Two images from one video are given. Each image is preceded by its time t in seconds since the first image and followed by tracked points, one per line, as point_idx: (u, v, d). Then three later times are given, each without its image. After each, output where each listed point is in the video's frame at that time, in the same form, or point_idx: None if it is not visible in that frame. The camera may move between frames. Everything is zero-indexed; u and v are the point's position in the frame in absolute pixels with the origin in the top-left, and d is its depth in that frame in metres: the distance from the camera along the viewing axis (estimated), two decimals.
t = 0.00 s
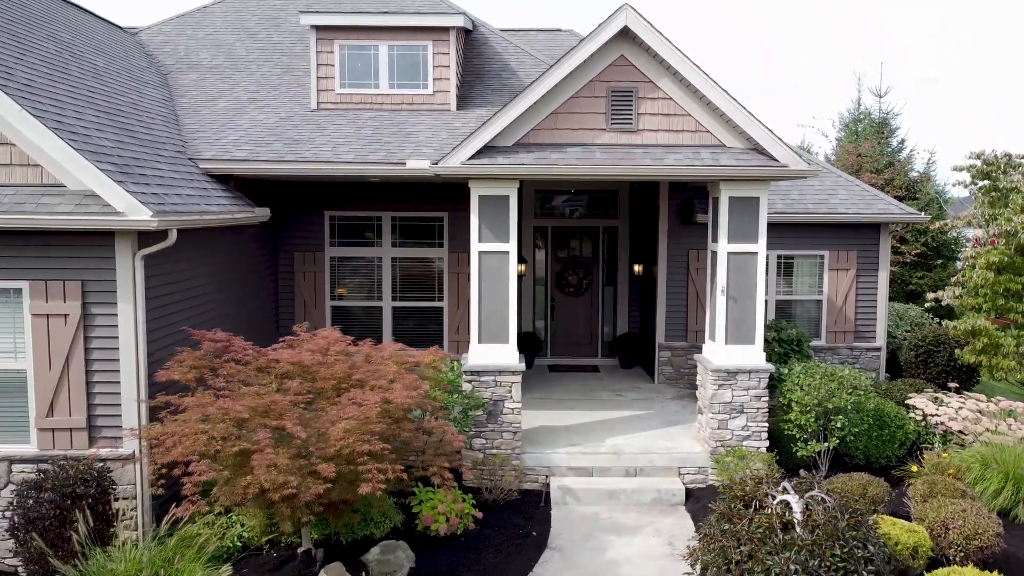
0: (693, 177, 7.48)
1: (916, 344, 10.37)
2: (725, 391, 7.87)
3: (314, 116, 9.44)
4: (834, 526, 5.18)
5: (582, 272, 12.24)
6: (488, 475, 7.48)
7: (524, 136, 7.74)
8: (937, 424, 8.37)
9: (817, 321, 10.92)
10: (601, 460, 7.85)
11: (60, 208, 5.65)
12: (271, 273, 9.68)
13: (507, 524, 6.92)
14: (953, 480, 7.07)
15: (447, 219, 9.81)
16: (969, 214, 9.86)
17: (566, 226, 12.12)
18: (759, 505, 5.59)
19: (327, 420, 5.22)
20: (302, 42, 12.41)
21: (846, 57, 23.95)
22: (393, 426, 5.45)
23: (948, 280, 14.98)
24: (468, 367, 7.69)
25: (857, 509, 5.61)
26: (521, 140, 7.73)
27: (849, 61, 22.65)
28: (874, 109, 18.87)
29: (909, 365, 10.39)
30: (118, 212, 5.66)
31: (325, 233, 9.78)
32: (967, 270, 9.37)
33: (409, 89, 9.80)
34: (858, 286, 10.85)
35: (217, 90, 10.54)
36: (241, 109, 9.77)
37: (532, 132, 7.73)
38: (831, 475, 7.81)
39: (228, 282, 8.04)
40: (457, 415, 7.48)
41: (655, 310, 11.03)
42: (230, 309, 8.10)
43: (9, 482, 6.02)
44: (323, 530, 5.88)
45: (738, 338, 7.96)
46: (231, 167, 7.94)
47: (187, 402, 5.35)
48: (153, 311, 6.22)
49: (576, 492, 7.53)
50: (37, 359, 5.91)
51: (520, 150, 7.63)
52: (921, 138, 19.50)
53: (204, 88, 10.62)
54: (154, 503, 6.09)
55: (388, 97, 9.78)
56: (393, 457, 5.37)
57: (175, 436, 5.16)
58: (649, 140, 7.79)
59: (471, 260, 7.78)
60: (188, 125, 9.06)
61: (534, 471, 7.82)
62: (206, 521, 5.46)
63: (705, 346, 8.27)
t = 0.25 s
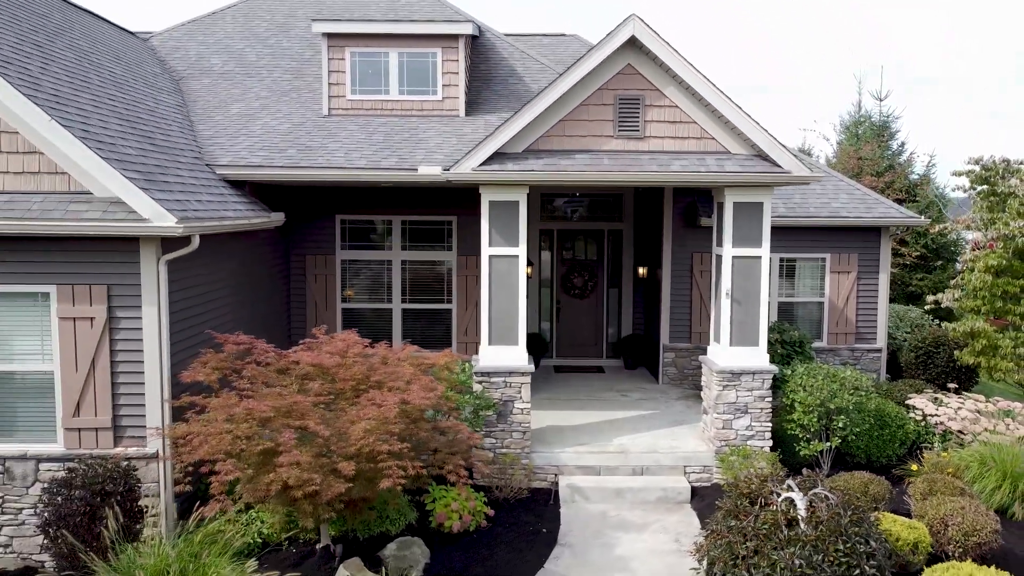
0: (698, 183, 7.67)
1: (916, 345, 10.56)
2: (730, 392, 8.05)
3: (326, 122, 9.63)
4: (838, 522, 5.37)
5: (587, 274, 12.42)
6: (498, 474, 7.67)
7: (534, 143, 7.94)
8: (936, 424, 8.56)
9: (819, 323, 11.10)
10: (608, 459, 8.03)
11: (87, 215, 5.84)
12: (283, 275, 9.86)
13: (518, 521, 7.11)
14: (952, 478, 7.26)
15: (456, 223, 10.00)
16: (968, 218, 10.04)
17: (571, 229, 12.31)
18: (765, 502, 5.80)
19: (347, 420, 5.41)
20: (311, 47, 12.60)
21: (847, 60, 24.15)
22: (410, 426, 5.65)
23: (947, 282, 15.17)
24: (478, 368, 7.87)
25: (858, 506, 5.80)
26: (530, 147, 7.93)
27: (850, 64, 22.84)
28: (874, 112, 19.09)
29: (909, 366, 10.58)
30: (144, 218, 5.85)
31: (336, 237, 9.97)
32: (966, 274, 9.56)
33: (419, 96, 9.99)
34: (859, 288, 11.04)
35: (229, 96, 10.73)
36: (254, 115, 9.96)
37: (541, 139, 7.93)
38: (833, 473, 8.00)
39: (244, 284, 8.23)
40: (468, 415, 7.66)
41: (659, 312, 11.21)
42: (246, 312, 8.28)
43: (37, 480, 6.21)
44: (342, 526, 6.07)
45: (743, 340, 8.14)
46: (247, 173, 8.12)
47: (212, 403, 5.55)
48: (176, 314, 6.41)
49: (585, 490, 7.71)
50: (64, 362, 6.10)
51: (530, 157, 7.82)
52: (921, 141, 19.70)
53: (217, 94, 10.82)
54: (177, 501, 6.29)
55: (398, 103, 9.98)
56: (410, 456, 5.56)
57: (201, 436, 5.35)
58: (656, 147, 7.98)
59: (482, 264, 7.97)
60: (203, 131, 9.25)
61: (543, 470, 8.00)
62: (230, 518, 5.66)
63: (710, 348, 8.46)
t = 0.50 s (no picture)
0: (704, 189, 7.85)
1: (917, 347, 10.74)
2: (735, 393, 8.23)
3: (338, 128, 9.82)
4: (842, 520, 5.55)
5: (593, 276, 12.59)
6: (509, 473, 7.85)
7: (544, 150, 8.12)
8: (937, 425, 8.75)
9: (821, 325, 11.29)
10: (616, 459, 8.22)
11: (115, 222, 6.02)
12: (296, 278, 10.04)
13: (530, 520, 7.29)
14: (952, 478, 7.45)
15: (465, 227, 10.18)
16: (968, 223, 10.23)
17: (577, 232, 12.48)
18: (771, 500, 5.99)
19: (367, 422, 5.59)
20: (320, 53, 12.78)
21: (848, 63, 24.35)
22: (428, 427, 5.83)
23: (947, 284, 15.37)
24: (490, 370, 8.05)
25: (861, 505, 5.98)
26: (540, 153, 8.11)
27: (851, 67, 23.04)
28: (875, 116, 19.34)
29: (910, 367, 10.77)
30: (169, 225, 6.03)
31: (347, 241, 10.15)
32: (966, 277, 9.74)
33: (429, 102, 10.18)
34: (861, 291, 11.22)
35: (242, 102, 10.92)
36: (267, 121, 10.14)
37: (551, 146, 8.12)
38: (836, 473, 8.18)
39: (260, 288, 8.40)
40: (480, 416, 7.85)
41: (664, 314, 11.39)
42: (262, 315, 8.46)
43: (65, 479, 6.40)
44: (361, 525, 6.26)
45: (748, 342, 8.33)
46: (263, 179, 8.31)
47: (237, 405, 5.74)
48: (198, 318, 6.60)
49: (594, 489, 7.90)
50: (90, 365, 6.28)
51: (540, 164, 8.01)
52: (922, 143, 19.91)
53: (229, 100, 10.99)
54: (201, 499, 6.49)
55: (408, 110, 10.16)
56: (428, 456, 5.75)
57: (228, 436, 5.53)
58: (663, 153, 8.17)
59: (493, 268, 8.15)
60: (218, 137, 9.43)
61: (552, 470, 8.18)
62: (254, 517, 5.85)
63: (716, 350, 8.65)
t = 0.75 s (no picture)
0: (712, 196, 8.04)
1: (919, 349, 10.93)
2: (741, 395, 8.42)
3: (351, 135, 10.01)
4: (848, 519, 5.74)
5: (599, 279, 12.78)
6: (521, 474, 8.03)
7: (554, 157, 8.31)
8: (939, 426, 8.93)
9: (825, 327, 11.48)
10: (625, 459, 8.40)
11: (141, 230, 6.20)
12: (309, 282, 10.22)
13: (542, 519, 7.47)
14: (955, 479, 7.62)
15: (475, 232, 10.37)
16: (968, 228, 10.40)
17: (583, 235, 12.65)
18: (779, 500, 6.19)
19: (388, 424, 5.77)
20: (330, 60, 12.97)
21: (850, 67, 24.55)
22: (445, 430, 6.02)
23: (948, 287, 15.56)
24: (502, 373, 8.24)
25: (866, 505, 6.17)
26: (551, 161, 8.30)
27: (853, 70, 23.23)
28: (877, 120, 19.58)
29: (912, 369, 10.97)
30: (195, 234, 6.21)
31: (359, 245, 10.34)
32: (967, 281, 9.92)
33: (439, 109, 10.37)
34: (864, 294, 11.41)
35: (255, 109, 11.11)
36: (280, 128, 10.33)
37: (562, 154, 8.31)
38: (840, 473, 8.37)
39: (276, 293, 8.57)
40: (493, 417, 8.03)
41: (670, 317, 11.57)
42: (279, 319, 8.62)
43: (92, 480, 6.58)
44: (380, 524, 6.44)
45: (753, 345, 8.51)
46: (280, 187, 8.49)
47: (262, 408, 5.92)
48: (223, 322, 6.80)
49: (603, 489, 8.08)
50: (117, 369, 6.46)
51: (551, 171, 8.20)
52: (923, 146, 20.11)
53: (243, 107, 11.18)
54: (224, 499, 6.68)
55: (419, 117, 10.35)
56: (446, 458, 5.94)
57: (255, 438, 5.72)
58: (671, 161, 8.36)
59: (504, 273, 8.34)
60: (233, 144, 9.62)
61: (563, 470, 8.36)
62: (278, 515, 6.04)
63: (722, 353, 8.84)
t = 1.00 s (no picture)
0: (718, 203, 8.24)
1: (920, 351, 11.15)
2: (746, 398, 8.62)
3: (363, 142, 10.21)
4: (851, 518, 5.94)
5: (604, 283, 12.97)
6: (532, 474, 8.23)
7: (564, 165, 8.52)
8: (939, 427, 9.13)
9: (827, 330, 11.68)
10: (633, 460, 8.60)
11: (167, 238, 6.40)
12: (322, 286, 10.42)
13: (552, 518, 7.67)
14: (955, 478, 7.83)
15: (484, 236, 10.57)
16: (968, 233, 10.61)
17: (589, 239, 12.85)
18: (784, 500, 6.39)
19: (407, 426, 5.97)
20: (340, 66, 13.17)
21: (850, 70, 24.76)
22: (462, 431, 6.22)
23: (948, 290, 15.76)
24: (512, 375, 8.44)
25: (869, 504, 6.36)
26: (560, 169, 8.51)
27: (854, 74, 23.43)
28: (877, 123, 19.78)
29: (913, 371, 11.18)
30: (218, 241, 6.41)
31: (371, 250, 10.54)
32: (967, 285, 10.12)
33: (449, 116, 10.57)
34: (866, 298, 11.61)
35: (267, 116, 11.31)
36: (293, 135, 10.53)
37: (571, 162, 8.51)
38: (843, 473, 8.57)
39: (291, 298, 8.76)
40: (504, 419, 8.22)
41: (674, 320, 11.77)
42: (293, 323, 8.80)
43: (117, 480, 6.78)
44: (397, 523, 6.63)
45: (758, 348, 8.72)
46: (295, 193, 8.69)
47: (285, 410, 6.14)
48: (243, 326, 7.00)
49: (612, 489, 8.28)
50: (142, 372, 6.66)
51: (561, 179, 8.40)
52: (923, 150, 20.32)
53: (255, 113, 11.38)
54: (245, 498, 6.88)
55: (429, 124, 10.55)
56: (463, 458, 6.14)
57: (279, 439, 5.94)
58: (678, 169, 8.56)
59: (515, 278, 8.53)
60: (248, 151, 9.81)
61: (572, 471, 8.55)
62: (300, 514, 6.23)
63: (727, 356, 9.04)
